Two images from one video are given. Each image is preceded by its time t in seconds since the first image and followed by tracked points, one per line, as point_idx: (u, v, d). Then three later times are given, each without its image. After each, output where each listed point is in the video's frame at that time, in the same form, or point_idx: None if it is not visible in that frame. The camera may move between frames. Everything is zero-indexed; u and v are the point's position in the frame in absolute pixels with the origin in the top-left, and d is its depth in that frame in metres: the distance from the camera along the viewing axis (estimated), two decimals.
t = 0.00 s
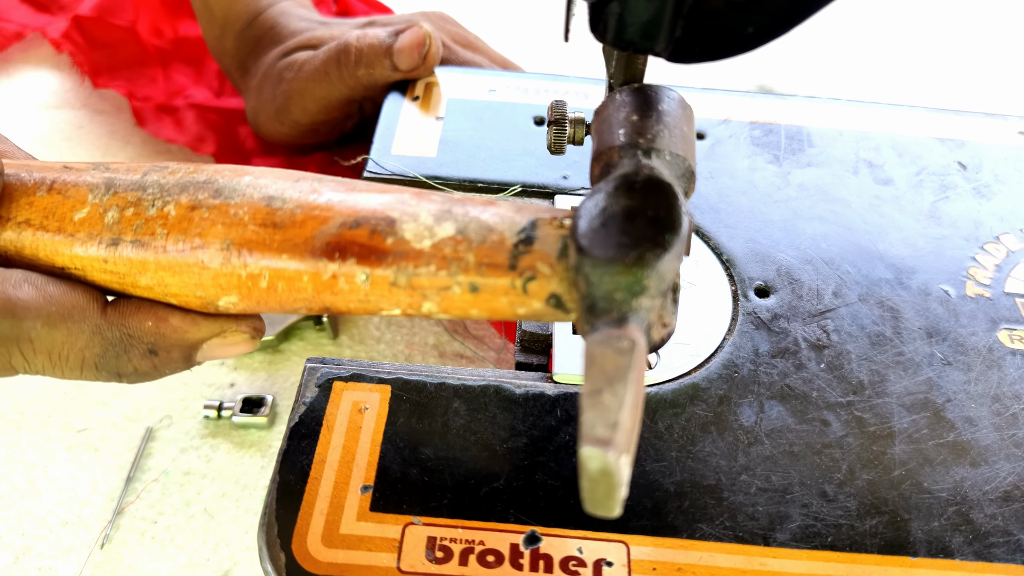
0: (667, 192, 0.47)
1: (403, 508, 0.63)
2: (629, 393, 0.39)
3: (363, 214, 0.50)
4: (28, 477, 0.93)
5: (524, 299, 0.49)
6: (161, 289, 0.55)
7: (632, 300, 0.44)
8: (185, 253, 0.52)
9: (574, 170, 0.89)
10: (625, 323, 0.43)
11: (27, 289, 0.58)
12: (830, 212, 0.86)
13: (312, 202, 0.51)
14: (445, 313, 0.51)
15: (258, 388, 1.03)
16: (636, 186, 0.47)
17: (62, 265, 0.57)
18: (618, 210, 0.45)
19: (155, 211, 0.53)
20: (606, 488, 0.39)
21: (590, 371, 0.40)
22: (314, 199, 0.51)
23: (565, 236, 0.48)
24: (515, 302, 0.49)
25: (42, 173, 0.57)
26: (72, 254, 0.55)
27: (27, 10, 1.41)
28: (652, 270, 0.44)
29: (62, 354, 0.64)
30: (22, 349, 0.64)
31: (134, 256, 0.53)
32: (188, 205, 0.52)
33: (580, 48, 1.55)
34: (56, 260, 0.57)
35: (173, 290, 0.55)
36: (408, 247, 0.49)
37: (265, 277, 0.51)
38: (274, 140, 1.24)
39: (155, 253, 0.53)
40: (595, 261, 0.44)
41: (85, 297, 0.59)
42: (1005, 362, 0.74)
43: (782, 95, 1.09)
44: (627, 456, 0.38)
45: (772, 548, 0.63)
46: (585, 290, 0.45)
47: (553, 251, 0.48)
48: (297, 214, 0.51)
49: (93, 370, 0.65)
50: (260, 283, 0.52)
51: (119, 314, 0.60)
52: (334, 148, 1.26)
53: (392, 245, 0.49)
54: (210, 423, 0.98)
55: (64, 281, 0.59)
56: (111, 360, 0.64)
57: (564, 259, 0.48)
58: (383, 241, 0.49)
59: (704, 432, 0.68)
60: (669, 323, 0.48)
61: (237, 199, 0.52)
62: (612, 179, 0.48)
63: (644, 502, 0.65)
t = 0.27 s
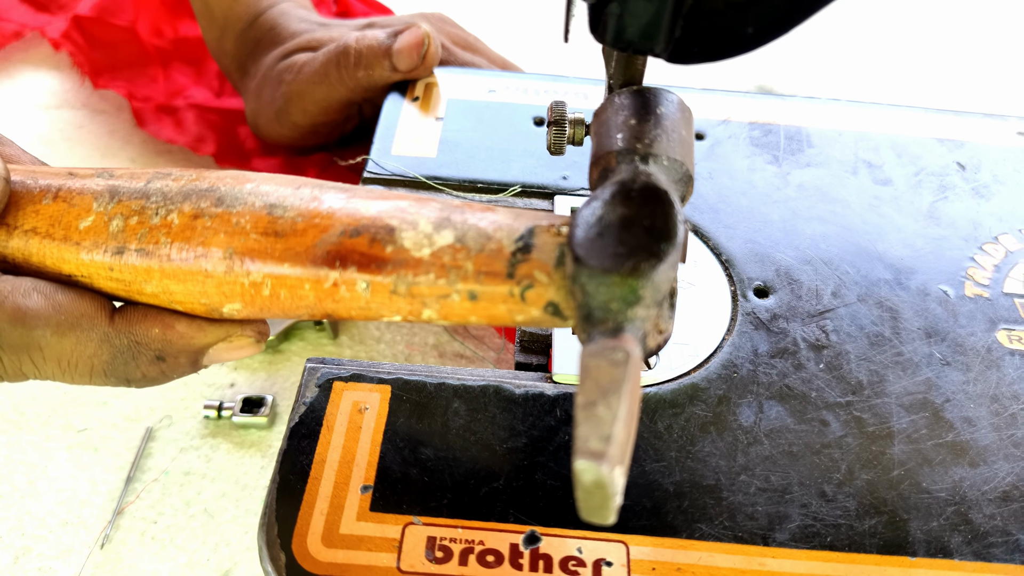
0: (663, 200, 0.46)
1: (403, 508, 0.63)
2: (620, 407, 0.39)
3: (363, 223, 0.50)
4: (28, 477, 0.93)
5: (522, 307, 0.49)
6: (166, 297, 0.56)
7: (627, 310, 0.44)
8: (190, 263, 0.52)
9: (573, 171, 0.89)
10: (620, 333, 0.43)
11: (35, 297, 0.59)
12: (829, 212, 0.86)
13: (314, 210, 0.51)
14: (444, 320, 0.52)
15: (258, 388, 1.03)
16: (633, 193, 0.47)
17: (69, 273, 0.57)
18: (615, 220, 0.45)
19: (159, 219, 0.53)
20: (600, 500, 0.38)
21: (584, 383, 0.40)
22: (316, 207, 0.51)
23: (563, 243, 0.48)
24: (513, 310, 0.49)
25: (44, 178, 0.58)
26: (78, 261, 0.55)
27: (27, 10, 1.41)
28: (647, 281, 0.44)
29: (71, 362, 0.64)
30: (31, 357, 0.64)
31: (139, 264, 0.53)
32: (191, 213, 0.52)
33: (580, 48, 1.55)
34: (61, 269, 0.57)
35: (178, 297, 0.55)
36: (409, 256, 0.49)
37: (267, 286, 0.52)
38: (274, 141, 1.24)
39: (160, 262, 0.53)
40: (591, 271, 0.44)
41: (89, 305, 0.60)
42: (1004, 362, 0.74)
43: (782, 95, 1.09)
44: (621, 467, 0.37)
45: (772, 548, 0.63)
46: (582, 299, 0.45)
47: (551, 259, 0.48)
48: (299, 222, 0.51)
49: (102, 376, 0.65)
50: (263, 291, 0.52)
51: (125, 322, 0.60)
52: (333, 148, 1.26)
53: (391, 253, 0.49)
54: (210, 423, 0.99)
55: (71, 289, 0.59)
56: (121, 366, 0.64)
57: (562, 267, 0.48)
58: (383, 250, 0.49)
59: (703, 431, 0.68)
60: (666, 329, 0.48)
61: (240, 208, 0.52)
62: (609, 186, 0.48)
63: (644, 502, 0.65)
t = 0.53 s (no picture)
0: (666, 195, 0.47)
1: (404, 509, 0.63)
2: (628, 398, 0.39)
3: (364, 222, 0.50)
4: (28, 477, 0.93)
5: (525, 304, 0.49)
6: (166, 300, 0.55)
7: (632, 303, 0.44)
8: (189, 265, 0.52)
9: (574, 171, 0.89)
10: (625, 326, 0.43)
11: (31, 305, 0.59)
12: (830, 212, 0.86)
13: (314, 212, 0.51)
14: (447, 319, 0.51)
15: (258, 388, 1.03)
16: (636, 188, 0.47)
17: (68, 279, 0.57)
18: (617, 214, 0.45)
19: (158, 223, 0.53)
20: (609, 492, 0.38)
21: (591, 376, 0.40)
22: (316, 209, 0.51)
23: (566, 239, 0.48)
24: (516, 307, 0.49)
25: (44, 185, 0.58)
26: (77, 267, 0.55)
27: (27, 10, 1.41)
28: (651, 273, 0.44)
29: (69, 369, 0.64)
30: (28, 365, 0.64)
31: (138, 268, 0.53)
32: (192, 216, 0.52)
33: (580, 48, 1.55)
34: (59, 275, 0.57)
35: (178, 301, 0.55)
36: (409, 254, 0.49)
37: (268, 287, 0.52)
38: (275, 142, 1.24)
39: (160, 265, 0.53)
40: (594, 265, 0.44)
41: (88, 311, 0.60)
42: (1005, 362, 0.74)
43: (782, 95, 1.09)
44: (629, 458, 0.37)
45: (772, 549, 0.63)
46: (585, 293, 0.45)
47: (554, 255, 0.48)
48: (299, 224, 0.51)
49: (99, 383, 0.65)
50: (264, 292, 0.52)
51: (123, 326, 0.60)
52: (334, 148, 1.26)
53: (393, 252, 0.49)
54: (210, 424, 0.98)
55: (68, 296, 0.59)
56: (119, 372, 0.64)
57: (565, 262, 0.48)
58: (384, 248, 0.49)
59: (703, 432, 0.68)
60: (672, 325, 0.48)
61: (240, 210, 0.52)
62: (611, 181, 0.48)
63: (644, 503, 0.65)
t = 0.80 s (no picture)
0: (661, 186, 0.47)
1: (403, 508, 0.63)
2: (614, 385, 0.38)
3: (358, 214, 0.50)
4: (28, 477, 0.93)
5: (519, 295, 0.49)
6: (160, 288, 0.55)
7: (624, 293, 0.44)
8: (181, 251, 0.52)
9: (573, 170, 0.89)
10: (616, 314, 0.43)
11: (28, 288, 0.58)
12: (830, 211, 0.86)
13: (307, 204, 0.51)
14: (440, 311, 0.51)
15: (258, 388, 1.03)
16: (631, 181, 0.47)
17: (64, 266, 0.57)
18: (612, 205, 0.46)
19: (155, 211, 0.53)
20: (596, 479, 0.38)
21: (580, 361, 0.40)
22: (311, 199, 0.51)
23: (560, 232, 0.48)
24: (510, 298, 0.49)
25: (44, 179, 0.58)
26: (73, 254, 0.55)
27: (27, 10, 1.41)
28: (643, 263, 0.44)
29: (61, 355, 0.64)
30: (20, 348, 0.63)
31: (134, 256, 0.53)
32: (189, 205, 0.53)
33: (580, 48, 1.55)
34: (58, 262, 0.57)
35: (172, 290, 0.55)
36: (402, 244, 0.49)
37: (262, 276, 0.52)
38: (274, 142, 1.23)
39: (154, 254, 0.53)
40: (587, 254, 0.44)
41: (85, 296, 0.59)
42: (1005, 362, 0.74)
43: (782, 95, 1.09)
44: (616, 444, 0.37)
45: (772, 548, 0.63)
46: (578, 283, 0.45)
47: (548, 246, 0.48)
48: (293, 214, 0.51)
49: (91, 370, 0.65)
50: (257, 281, 0.52)
51: (118, 313, 0.60)
52: (333, 148, 1.26)
53: (387, 242, 0.49)
54: (210, 423, 0.98)
55: (65, 280, 0.59)
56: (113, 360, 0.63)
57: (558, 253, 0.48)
58: (378, 238, 0.49)
59: (703, 431, 0.68)
60: (666, 318, 0.48)
61: (235, 199, 0.52)
62: (606, 176, 0.48)
63: (644, 502, 0.65)
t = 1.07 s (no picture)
0: (650, 220, 0.42)
1: (403, 509, 0.63)
2: (576, 441, 0.33)
3: (331, 234, 0.47)
4: (28, 477, 0.93)
5: (492, 327, 0.47)
6: (126, 301, 0.53)
7: (604, 338, 0.38)
8: (144, 265, 0.49)
9: (574, 170, 0.89)
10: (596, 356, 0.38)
11: None
12: (830, 212, 0.86)
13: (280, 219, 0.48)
14: (410, 339, 0.49)
15: (258, 388, 1.03)
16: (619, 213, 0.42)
17: (31, 271, 0.54)
18: (596, 240, 0.41)
19: (123, 221, 0.50)
20: (566, 532, 0.33)
21: (546, 409, 0.35)
22: (283, 216, 0.48)
23: (540, 263, 0.45)
24: (483, 329, 0.47)
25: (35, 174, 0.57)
26: (40, 261, 0.53)
27: (26, 10, 1.41)
28: (625, 307, 0.39)
29: (19, 363, 0.63)
30: None
31: (99, 267, 0.51)
32: (158, 218, 0.49)
33: (580, 48, 1.55)
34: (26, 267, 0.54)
35: (138, 303, 0.53)
36: (373, 265, 0.47)
37: (228, 294, 0.49)
38: (274, 141, 1.23)
39: (119, 265, 0.50)
40: (565, 292, 0.40)
41: (49, 306, 0.60)
42: (1005, 362, 0.74)
43: (782, 95, 1.09)
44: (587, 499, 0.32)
45: (772, 549, 0.62)
46: (556, 321, 0.41)
47: (527, 276, 0.45)
48: (265, 229, 0.48)
49: (51, 380, 0.64)
50: (223, 299, 0.50)
51: (81, 325, 0.60)
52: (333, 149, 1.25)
53: (357, 265, 0.47)
54: (210, 423, 0.98)
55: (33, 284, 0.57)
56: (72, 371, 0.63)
57: (535, 286, 0.45)
58: (348, 261, 0.47)
59: (704, 431, 0.68)
60: (649, 356, 0.43)
61: (206, 214, 0.49)
62: (594, 207, 0.44)
63: (645, 503, 0.65)
